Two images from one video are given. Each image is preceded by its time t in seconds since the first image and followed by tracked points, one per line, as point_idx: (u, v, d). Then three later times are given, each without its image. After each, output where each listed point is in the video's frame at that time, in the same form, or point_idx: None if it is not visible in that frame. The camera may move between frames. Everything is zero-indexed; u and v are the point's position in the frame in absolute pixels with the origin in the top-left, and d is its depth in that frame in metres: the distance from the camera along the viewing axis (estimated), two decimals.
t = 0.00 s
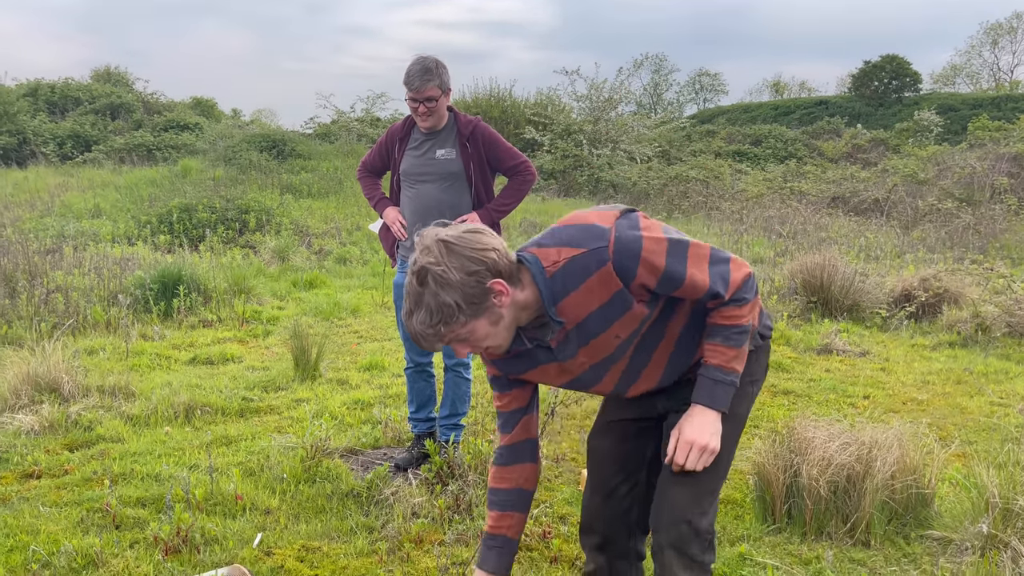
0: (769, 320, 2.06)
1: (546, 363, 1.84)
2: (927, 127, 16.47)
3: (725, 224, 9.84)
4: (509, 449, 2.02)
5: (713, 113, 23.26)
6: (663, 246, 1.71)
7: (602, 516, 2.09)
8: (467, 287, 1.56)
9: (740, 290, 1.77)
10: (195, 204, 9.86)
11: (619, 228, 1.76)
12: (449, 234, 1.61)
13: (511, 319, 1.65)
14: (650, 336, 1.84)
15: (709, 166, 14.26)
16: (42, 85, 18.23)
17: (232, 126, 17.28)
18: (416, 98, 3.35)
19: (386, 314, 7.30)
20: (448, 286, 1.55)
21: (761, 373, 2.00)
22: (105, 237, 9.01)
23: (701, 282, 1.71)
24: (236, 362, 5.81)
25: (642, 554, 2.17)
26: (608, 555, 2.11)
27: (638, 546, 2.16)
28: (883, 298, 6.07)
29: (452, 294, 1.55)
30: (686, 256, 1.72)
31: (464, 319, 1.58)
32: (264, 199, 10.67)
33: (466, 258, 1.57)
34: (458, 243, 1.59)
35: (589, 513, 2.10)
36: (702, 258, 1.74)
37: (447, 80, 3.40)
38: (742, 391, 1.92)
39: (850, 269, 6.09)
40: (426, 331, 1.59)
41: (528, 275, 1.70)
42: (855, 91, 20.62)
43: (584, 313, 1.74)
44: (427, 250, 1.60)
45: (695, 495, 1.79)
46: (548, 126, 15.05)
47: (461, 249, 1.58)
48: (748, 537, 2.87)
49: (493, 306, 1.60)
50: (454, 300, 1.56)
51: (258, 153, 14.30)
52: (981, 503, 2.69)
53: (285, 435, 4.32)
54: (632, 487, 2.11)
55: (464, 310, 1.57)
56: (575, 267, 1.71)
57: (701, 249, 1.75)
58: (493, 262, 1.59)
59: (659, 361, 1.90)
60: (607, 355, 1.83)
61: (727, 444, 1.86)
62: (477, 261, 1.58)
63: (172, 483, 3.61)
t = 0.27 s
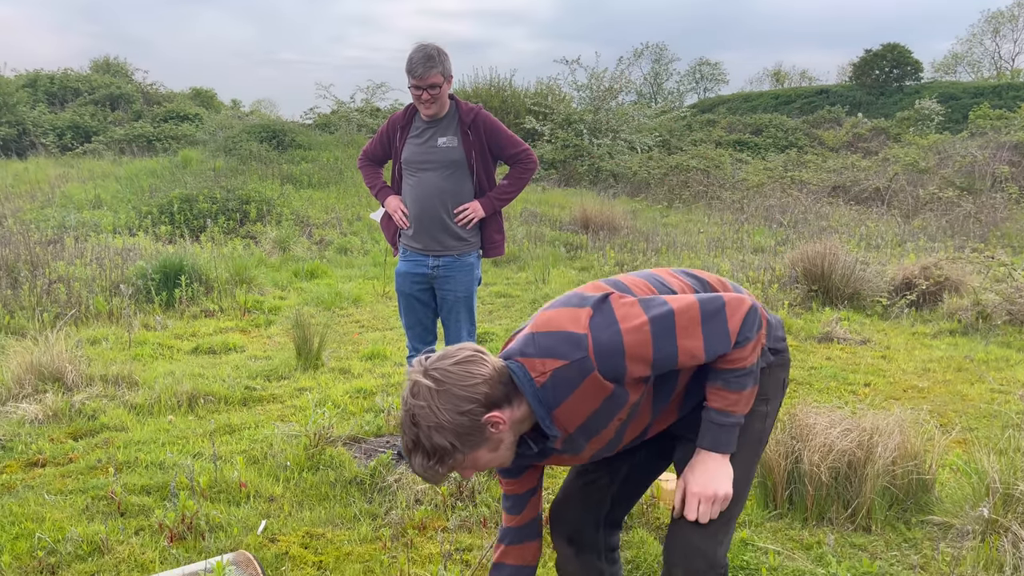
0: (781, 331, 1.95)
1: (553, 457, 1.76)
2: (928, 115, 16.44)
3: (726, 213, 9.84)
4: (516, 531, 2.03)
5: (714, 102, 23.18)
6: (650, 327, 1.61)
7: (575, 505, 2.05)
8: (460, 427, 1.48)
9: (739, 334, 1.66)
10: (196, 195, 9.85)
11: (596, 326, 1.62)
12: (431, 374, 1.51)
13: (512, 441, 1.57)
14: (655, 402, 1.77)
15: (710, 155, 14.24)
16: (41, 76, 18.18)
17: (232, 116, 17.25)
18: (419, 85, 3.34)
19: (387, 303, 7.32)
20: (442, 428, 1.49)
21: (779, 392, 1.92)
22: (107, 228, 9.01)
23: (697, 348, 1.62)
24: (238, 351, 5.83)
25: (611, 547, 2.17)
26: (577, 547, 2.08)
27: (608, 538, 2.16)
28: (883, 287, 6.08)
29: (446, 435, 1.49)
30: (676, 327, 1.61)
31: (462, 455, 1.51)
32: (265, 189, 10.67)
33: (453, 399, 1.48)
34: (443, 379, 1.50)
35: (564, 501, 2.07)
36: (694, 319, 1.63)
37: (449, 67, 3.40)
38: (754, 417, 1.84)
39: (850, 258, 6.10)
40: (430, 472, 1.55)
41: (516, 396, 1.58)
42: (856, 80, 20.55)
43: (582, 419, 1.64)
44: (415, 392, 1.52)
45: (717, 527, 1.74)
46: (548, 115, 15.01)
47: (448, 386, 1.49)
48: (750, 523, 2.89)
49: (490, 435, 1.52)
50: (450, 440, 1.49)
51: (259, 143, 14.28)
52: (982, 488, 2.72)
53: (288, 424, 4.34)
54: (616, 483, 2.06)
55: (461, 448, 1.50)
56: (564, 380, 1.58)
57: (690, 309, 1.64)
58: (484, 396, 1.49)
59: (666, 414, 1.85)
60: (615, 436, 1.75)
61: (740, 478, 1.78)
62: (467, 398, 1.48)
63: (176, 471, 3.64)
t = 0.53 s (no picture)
0: (772, 335, 1.93)
1: (540, 476, 1.76)
2: (923, 108, 16.47)
3: (721, 206, 9.84)
4: (509, 540, 2.01)
5: (709, 95, 23.16)
6: (628, 345, 1.59)
7: (564, 501, 2.06)
8: (439, 452, 1.49)
9: (719, 342, 1.65)
10: (189, 189, 9.80)
11: (572, 351, 1.61)
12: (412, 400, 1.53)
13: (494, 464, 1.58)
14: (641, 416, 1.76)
15: (705, 148, 14.23)
16: (33, 69, 18.03)
17: (225, 110, 17.15)
18: (412, 78, 3.32)
19: (382, 298, 7.30)
20: (421, 454, 1.50)
21: (770, 396, 1.90)
22: (99, 222, 8.95)
23: (677, 362, 1.61)
24: (232, 346, 5.81)
25: (599, 543, 2.16)
26: (565, 543, 2.08)
27: (596, 535, 2.15)
28: (877, 279, 6.09)
29: (426, 461, 1.50)
30: (654, 343, 1.60)
31: (443, 479, 1.53)
32: (258, 183, 10.62)
33: (432, 424, 1.50)
34: (423, 404, 1.52)
35: (552, 499, 2.07)
36: (673, 332, 1.61)
37: (441, 60, 3.38)
38: (739, 420, 1.83)
39: (844, 250, 6.10)
40: (413, 496, 1.56)
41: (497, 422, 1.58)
42: (850, 72, 20.55)
43: (565, 441, 1.63)
44: (397, 418, 1.55)
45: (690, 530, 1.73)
46: (543, 108, 14.96)
47: (428, 411, 1.51)
48: (743, 515, 2.89)
49: (471, 459, 1.53)
50: (432, 466, 1.51)
51: (252, 137, 14.20)
52: (974, 479, 2.73)
53: (282, 418, 4.32)
54: (602, 481, 2.06)
55: (441, 473, 1.51)
56: (544, 405, 1.57)
57: (668, 322, 1.62)
58: (463, 420, 1.50)
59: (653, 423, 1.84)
60: (601, 453, 1.75)
61: (721, 482, 1.78)
62: (446, 423, 1.50)
63: (169, 466, 3.62)
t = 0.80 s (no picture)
0: (763, 325, 1.94)
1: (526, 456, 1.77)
2: (915, 105, 16.53)
3: (714, 203, 9.85)
4: (495, 523, 2.01)
5: (702, 92, 23.17)
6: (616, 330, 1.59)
7: (558, 490, 2.06)
8: (424, 421, 1.51)
9: (706, 332, 1.64)
10: (182, 186, 9.75)
11: (561, 331, 1.62)
12: (398, 369, 1.56)
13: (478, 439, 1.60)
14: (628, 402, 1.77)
15: (698, 145, 14.25)
16: (25, 66, 17.90)
17: (218, 107, 17.08)
18: (404, 76, 3.31)
19: (375, 295, 7.28)
20: (406, 422, 1.52)
21: (758, 388, 1.91)
22: (92, 219, 8.90)
23: (663, 349, 1.61)
24: (225, 343, 5.79)
25: (595, 533, 2.16)
26: (560, 532, 2.08)
27: (591, 524, 2.15)
28: (869, 275, 6.11)
29: (411, 430, 1.52)
30: (641, 330, 1.60)
31: (427, 450, 1.54)
32: (252, 180, 10.59)
33: (418, 392, 1.52)
34: (410, 374, 1.55)
35: (547, 488, 2.07)
36: (661, 319, 1.61)
37: (433, 58, 3.36)
38: (725, 410, 1.83)
39: (836, 247, 6.12)
40: (397, 466, 1.58)
41: (483, 397, 1.60)
42: (843, 69, 20.60)
43: (550, 421, 1.64)
44: (384, 388, 1.57)
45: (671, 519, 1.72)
46: (537, 105, 14.95)
47: (415, 380, 1.54)
48: (734, 510, 2.90)
49: (455, 431, 1.55)
50: (417, 436, 1.52)
51: (245, 134, 14.15)
52: (962, 474, 2.76)
53: (275, 415, 4.31)
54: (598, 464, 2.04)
55: (426, 443, 1.53)
56: (529, 384, 1.58)
57: (657, 308, 1.61)
58: (449, 390, 1.53)
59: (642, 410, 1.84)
60: (587, 436, 1.76)
61: (704, 472, 1.77)
62: (432, 392, 1.52)
63: (162, 463, 3.61)
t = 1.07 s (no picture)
0: (757, 329, 1.95)
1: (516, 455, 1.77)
2: (910, 108, 16.58)
3: (710, 205, 9.87)
4: (489, 519, 2.01)
5: (699, 94, 23.20)
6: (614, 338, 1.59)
7: (556, 489, 2.06)
8: (420, 412, 1.51)
9: (704, 348, 1.64)
10: (178, 188, 9.74)
11: (560, 334, 1.61)
12: (394, 363, 1.58)
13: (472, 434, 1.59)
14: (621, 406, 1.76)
15: (695, 147, 14.27)
16: (21, 67, 17.87)
17: (215, 109, 17.06)
18: (399, 80, 3.30)
19: (371, 297, 7.27)
20: (402, 414, 1.52)
21: (752, 392, 1.91)
22: (88, 221, 8.87)
23: (660, 359, 1.60)
24: (221, 346, 5.78)
25: (592, 533, 2.16)
26: (557, 530, 2.08)
27: (590, 525, 2.15)
28: (864, 278, 6.12)
29: (406, 422, 1.52)
30: (640, 340, 1.59)
31: (423, 442, 1.54)
32: (248, 182, 10.57)
33: (413, 384, 1.53)
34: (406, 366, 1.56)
35: (543, 488, 2.07)
36: (661, 330, 1.60)
37: (428, 61, 3.36)
38: (718, 415, 1.83)
39: (832, 249, 6.13)
40: (392, 459, 1.57)
41: (477, 394, 1.60)
42: (840, 72, 20.65)
43: (543, 421, 1.63)
44: (379, 381, 1.58)
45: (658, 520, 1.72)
46: (534, 107, 14.95)
47: (410, 373, 1.55)
48: (728, 513, 2.89)
49: (450, 424, 1.55)
50: (411, 428, 1.52)
51: (242, 136, 14.13)
52: (956, 476, 2.76)
53: (271, 418, 4.30)
54: (595, 471, 2.05)
55: (422, 436, 1.52)
56: (525, 383, 1.57)
57: (657, 319, 1.61)
58: (444, 381, 1.54)
59: (633, 410, 1.83)
60: (578, 437, 1.75)
61: (693, 475, 1.78)
62: (427, 383, 1.53)
63: (157, 466, 3.59)
